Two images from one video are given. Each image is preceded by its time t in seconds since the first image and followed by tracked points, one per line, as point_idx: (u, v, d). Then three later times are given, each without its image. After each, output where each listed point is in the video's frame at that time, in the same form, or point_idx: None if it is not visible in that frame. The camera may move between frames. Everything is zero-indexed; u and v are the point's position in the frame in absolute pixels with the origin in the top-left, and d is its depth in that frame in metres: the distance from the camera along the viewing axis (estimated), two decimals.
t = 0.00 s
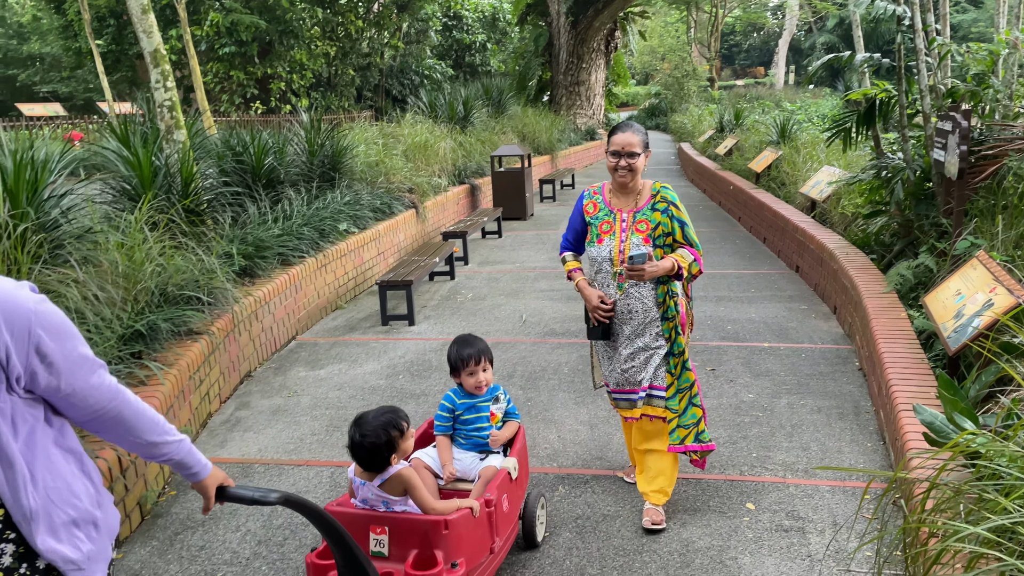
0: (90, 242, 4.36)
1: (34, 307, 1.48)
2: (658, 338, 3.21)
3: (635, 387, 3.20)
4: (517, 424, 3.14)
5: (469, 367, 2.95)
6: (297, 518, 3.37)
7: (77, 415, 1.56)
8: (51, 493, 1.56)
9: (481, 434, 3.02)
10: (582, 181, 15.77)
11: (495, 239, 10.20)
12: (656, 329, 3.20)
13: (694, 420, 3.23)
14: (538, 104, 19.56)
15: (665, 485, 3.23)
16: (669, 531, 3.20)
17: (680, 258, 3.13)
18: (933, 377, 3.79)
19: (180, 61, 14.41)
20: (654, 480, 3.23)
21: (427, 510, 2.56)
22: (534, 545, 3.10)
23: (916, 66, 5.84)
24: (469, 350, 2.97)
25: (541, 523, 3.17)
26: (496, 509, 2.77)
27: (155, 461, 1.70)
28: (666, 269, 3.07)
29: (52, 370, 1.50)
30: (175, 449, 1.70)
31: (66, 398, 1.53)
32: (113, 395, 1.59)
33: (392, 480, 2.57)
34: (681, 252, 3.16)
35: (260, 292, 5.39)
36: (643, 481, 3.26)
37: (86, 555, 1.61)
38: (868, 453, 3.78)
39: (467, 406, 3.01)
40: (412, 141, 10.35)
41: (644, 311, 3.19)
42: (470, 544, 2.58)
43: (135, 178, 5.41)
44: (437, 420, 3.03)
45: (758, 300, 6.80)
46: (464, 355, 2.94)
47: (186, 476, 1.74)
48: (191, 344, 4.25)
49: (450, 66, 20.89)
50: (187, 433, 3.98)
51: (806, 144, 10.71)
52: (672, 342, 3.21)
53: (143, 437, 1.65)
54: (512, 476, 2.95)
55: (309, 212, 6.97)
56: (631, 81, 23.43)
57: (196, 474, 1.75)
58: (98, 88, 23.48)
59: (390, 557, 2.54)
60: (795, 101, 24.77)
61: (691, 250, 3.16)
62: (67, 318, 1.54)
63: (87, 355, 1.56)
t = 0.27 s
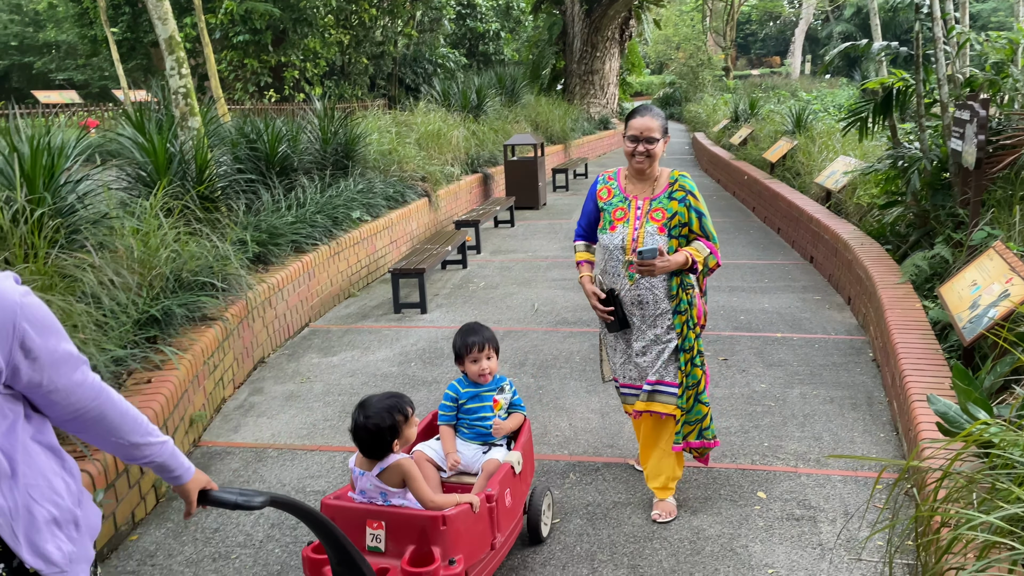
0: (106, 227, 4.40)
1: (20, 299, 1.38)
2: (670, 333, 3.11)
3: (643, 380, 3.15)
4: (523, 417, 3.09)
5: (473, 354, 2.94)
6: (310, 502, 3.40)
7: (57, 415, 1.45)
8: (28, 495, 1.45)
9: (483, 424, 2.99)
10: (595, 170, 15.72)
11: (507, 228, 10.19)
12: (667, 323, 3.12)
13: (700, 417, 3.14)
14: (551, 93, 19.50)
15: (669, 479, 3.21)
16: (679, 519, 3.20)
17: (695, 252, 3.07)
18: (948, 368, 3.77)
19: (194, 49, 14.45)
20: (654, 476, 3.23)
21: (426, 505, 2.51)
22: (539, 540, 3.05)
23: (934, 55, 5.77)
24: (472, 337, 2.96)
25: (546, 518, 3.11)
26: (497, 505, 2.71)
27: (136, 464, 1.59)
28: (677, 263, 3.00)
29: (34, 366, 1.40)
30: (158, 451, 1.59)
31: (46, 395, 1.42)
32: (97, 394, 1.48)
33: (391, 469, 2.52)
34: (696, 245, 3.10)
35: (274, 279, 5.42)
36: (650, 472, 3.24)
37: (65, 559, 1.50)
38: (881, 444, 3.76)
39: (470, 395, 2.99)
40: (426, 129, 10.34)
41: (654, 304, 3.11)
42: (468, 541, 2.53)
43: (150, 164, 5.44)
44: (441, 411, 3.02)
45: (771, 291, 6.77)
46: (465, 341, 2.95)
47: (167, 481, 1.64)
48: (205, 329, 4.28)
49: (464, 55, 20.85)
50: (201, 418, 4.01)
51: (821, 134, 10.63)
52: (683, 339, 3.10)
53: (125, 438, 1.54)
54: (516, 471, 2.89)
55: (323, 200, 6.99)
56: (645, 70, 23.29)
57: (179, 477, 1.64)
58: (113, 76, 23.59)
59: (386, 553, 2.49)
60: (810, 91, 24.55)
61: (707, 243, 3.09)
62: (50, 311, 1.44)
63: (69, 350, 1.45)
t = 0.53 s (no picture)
0: (122, 212, 4.42)
1: (6, 279, 1.32)
2: (680, 323, 3.09)
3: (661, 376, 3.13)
4: (527, 410, 3.00)
5: (476, 340, 2.90)
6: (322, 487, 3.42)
7: (43, 400, 1.40)
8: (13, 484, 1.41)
9: (485, 417, 2.91)
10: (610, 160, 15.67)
11: (520, 217, 10.18)
12: (678, 313, 3.09)
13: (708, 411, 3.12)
14: (565, 82, 19.43)
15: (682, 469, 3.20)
16: (691, 507, 3.20)
17: (709, 240, 3.02)
18: (965, 359, 3.74)
19: (210, 37, 14.49)
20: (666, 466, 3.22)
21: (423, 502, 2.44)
22: (544, 536, 2.98)
23: (954, 43, 5.70)
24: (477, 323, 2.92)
25: (551, 515, 3.04)
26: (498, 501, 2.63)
27: (125, 454, 1.55)
28: (688, 252, 2.96)
29: (22, 349, 1.34)
30: (148, 441, 1.55)
31: (35, 380, 1.37)
32: (85, 380, 1.43)
33: (387, 460, 2.49)
34: (710, 233, 3.05)
35: (288, 265, 5.44)
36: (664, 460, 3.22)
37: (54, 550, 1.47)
38: (895, 434, 3.74)
39: (471, 385, 2.92)
40: (439, 117, 10.32)
41: (665, 294, 3.10)
42: (467, 539, 2.45)
43: (166, 150, 5.47)
44: (443, 401, 2.96)
45: (786, 281, 6.73)
46: (471, 324, 2.91)
47: (159, 471, 1.59)
48: (220, 315, 4.31)
49: (478, 43, 20.79)
50: (215, 403, 4.04)
51: (838, 124, 10.54)
52: (696, 329, 3.07)
53: (114, 427, 1.49)
54: (519, 466, 2.79)
55: (337, 187, 7.00)
56: (660, 59, 23.15)
57: (170, 469, 1.59)
58: (129, 64, 23.77)
59: (382, 550, 2.42)
60: (828, 80, 24.34)
61: (722, 232, 3.04)
62: (38, 291, 1.38)
63: (58, 334, 1.40)
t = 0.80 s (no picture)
0: (138, 198, 4.45)
1: None
2: (686, 316, 3.05)
3: (666, 369, 3.07)
4: (531, 405, 2.94)
5: (481, 331, 2.84)
6: (334, 472, 3.44)
7: (24, 384, 1.32)
8: None
9: (486, 411, 2.85)
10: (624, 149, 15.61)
11: (534, 206, 10.17)
12: (684, 306, 3.04)
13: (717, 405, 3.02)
14: (581, 70, 19.35)
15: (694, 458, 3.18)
16: (703, 496, 3.20)
17: (718, 232, 2.94)
18: (981, 351, 3.70)
19: (226, 24, 14.52)
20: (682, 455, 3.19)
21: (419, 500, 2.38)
22: (547, 534, 2.92)
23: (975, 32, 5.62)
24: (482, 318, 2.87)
25: (555, 512, 2.97)
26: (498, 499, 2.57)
27: (106, 442, 1.47)
28: (695, 243, 2.89)
29: (1, 331, 1.25)
30: (130, 430, 1.47)
31: (16, 364, 1.29)
32: (68, 364, 1.35)
33: (381, 456, 2.41)
34: (720, 225, 2.96)
35: (302, 253, 5.47)
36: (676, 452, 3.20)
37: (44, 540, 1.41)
38: (909, 426, 3.72)
39: (473, 379, 2.87)
40: (454, 106, 10.30)
41: (671, 286, 3.05)
42: (464, 539, 2.39)
43: (181, 137, 5.50)
44: (444, 396, 2.91)
45: (801, 271, 6.69)
46: (472, 316, 2.86)
47: (141, 460, 1.53)
48: (234, 301, 4.33)
49: (493, 32, 20.72)
50: (230, 388, 4.07)
51: (856, 113, 10.43)
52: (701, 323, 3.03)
53: (98, 414, 1.41)
54: (521, 463, 2.74)
55: (351, 175, 7.01)
56: (677, 47, 22.99)
57: (152, 458, 1.53)
58: (145, 51, 23.89)
59: (376, 549, 2.37)
60: (846, 69, 24.10)
61: (732, 223, 2.95)
62: (17, 268, 1.28)
63: (41, 315, 1.31)
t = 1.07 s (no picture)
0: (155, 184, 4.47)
1: None
2: (691, 314, 2.96)
3: (667, 365, 2.99)
4: (537, 400, 2.89)
5: (487, 325, 2.78)
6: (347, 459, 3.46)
7: (0, 372, 1.21)
8: None
9: (490, 406, 2.82)
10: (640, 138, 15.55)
11: (549, 195, 10.15)
12: (689, 303, 2.96)
13: (728, 399, 2.97)
14: (597, 59, 19.26)
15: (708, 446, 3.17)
16: (715, 486, 3.19)
17: (724, 228, 2.86)
18: (999, 343, 3.67)
19: (242, 12, 14.57)
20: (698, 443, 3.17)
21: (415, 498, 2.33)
22: (553, 531, 2.87)
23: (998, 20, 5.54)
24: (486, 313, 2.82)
25: (561, 509, 2.92)
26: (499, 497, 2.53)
27: (89, 433, 1.37)
28: (699, 240, 2.80)
29: None
30: (114, 420, 1.36)
31: None
32: (48, 350, 1.24)
33: (375, 454, 2.35)
34: (727, 221, 2.87)
35: (317, 240, 5.49)
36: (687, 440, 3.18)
37: (24, 537, 1.32)
38: (925, 418, 3.70)
39: (476, 374, 2.82)
40: (469, 94, 10.29)
41: (676, 282, 2.95)
42: (463, 538, 2.35)
43: (198, 124, 5.53)
44: (447, 390, 2.87)
45: (817, 262, 6.64)
46: (476, 308, 2.82)
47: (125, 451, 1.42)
48: (250, 288, 4.36)
49: (509, 20, 20.66)
50: (245, 374, 4.10)
51: (876, 103, 10.32)
52: (706, 320, 2.96)
53: (79, 403, 1.31)
54: (525, 459, 2.70)
55: (366, 163, 7.02)
56: (694, 36, 22.82)
57: (138, 450, 1.42)
58: (163, 39, 24.03)
59: (373, 547, 2.32)
60: (866, 59, 23.85)
61: (740, 219, 2.86)
62: None
63: (16, 297, 1.20)
